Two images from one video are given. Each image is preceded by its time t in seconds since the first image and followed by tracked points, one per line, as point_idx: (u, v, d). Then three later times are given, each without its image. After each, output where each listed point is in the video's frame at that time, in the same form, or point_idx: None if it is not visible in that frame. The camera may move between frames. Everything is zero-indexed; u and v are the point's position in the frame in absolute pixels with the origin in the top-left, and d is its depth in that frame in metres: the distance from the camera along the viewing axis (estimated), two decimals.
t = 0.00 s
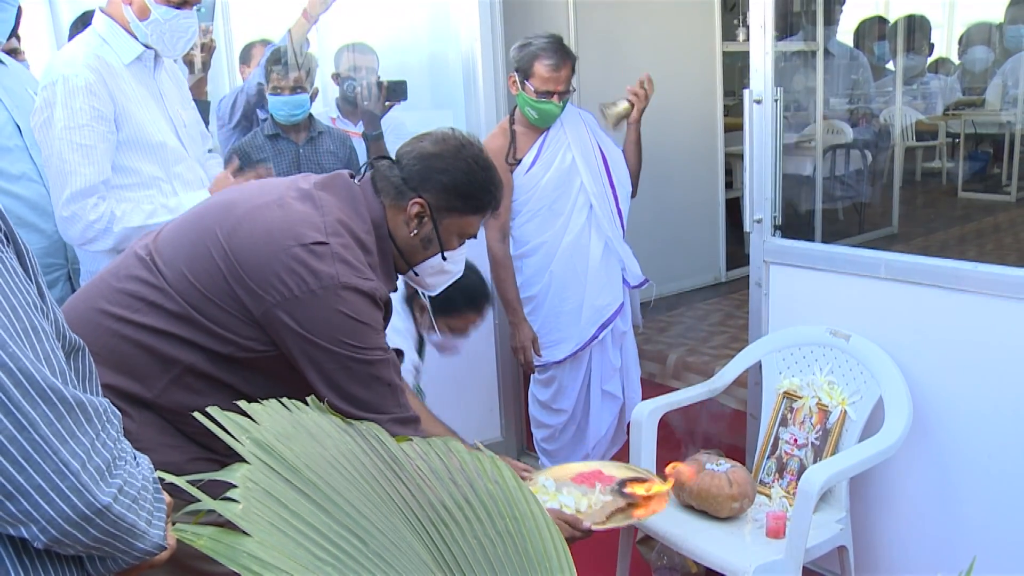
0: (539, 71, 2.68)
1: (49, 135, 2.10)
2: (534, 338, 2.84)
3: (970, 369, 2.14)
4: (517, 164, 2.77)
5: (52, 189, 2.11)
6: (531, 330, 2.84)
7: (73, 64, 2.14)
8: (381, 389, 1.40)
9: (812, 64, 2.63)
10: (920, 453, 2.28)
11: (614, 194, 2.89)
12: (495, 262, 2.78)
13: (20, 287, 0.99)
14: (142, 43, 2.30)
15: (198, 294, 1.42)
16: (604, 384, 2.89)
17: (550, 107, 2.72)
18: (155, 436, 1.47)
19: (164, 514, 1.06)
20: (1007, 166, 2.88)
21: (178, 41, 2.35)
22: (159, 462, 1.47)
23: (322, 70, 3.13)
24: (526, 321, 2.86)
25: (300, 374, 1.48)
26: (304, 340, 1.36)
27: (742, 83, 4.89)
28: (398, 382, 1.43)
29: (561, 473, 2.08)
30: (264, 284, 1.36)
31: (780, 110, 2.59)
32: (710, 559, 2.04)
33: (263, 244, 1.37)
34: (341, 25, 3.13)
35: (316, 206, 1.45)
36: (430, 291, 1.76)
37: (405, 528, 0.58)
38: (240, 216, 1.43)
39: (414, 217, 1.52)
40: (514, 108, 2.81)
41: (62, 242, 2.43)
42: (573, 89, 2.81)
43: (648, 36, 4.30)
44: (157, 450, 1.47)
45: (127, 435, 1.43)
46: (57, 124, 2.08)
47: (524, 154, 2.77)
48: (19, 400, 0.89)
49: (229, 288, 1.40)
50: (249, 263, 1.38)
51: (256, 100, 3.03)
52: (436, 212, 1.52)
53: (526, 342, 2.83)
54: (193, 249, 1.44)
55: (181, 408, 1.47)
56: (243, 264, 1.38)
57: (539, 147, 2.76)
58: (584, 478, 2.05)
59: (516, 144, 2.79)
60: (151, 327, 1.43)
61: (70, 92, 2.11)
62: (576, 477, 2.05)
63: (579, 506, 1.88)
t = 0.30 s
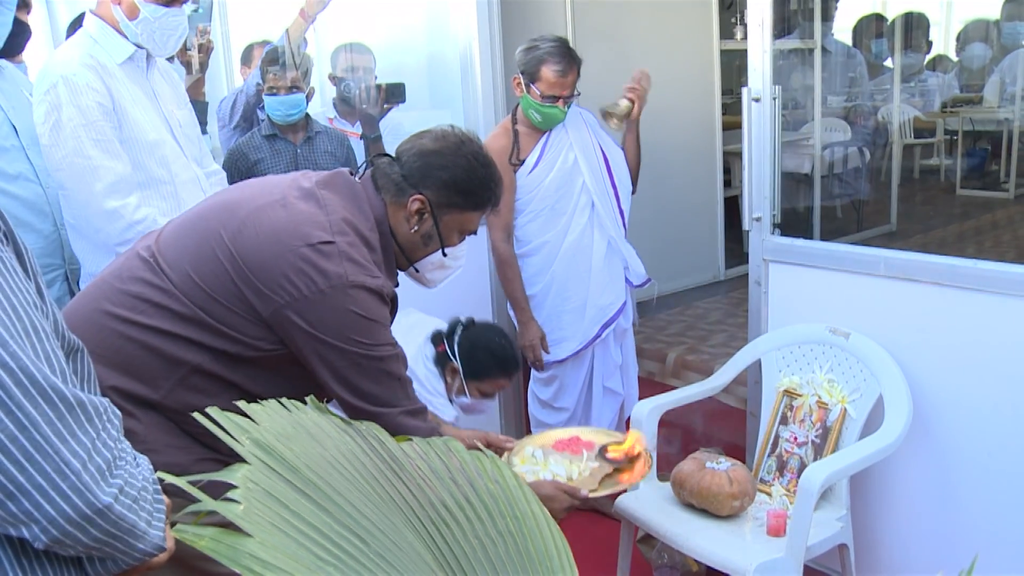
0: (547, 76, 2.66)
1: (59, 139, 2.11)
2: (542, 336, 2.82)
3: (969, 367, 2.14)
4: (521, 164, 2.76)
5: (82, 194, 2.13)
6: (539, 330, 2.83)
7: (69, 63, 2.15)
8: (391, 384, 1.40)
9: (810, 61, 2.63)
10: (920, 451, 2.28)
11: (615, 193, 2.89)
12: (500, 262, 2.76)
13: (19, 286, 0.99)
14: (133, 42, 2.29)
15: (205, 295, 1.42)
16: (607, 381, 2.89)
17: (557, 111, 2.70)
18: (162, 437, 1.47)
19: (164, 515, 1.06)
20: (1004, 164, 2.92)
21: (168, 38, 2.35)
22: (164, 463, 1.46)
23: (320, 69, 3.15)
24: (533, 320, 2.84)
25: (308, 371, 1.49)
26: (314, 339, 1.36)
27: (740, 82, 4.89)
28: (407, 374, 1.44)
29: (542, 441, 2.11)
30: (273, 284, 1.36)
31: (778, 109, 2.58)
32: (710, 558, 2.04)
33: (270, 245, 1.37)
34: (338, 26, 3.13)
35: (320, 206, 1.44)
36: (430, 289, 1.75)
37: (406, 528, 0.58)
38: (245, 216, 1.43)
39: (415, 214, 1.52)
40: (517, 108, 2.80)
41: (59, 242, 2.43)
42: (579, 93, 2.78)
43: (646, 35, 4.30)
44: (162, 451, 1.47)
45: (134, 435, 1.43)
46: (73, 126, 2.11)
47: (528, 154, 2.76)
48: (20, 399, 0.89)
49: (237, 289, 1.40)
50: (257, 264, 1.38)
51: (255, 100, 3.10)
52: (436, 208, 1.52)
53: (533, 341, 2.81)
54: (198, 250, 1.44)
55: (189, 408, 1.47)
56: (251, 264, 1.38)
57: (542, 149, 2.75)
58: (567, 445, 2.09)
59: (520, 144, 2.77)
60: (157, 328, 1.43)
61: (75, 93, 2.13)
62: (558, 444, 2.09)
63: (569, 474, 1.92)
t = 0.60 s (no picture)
0: (551, 75, 2.65)
1: (66, 135, 2.11)
2: (554, 332, 2.80)
3: (968, 367, 2.15)
4: (523, 163, 2.76)
5: (91, 190, 2.12)
6: (551, 326, 2.81)
7: (71, 61, 2.15)
8: (398, 377, 1.41)
9: (809, 61, 2.62)
10: (918, 450, 2.28)
11: (616, 192, 2.89)
12: (507, 260, 2.77)
13: (16, 284, 0.99)
14: (132, 40, 2.29)
15: (210, 293, 1.42)
16: (608, 379, 2.90)
17: (560, 110, 2.70)
18: (165, 436, 1.47)
19: (160, 514, 1.06)
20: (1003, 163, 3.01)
21: (166, 36, 2.35)
22: (169, 462, 1.46)
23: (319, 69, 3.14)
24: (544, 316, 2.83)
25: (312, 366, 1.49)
26: (318, 334, 1.36)
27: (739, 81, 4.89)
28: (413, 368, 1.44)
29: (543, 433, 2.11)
30: (277, 281, 1.36)
31: (777, 108, 2.57)
32: (711, 558, 2.04)
33: (274, 241, 1.37)
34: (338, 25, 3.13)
35: (323, 202, 1.44)
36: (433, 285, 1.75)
37: (407, 527, 0.59)
38: (248, 213, 1.43)
39: (416, 210, 1.51)
40: (518, 107, 2.80)
41: (56, 240, 2.43)
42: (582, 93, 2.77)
43: (645, 34, 4.29)
44: (166, 450, 1.46)
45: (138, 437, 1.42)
46: (78, 124, 2.11)
47: (530, 154, 2.76)
48: (18, 397, 0.89)
49: (241, 286, 1.40)
50: (261, 261, 1.38)
51: (255, 100, 3.09)
52: (437, 204, 1.51)
53: (547, 336, 2.80)
54: (202, 248, 1.44)
55: (192, 406, 1.47)
56: (254, 261, 1.38)
57: (545, 146, 2.76)
58: (569, 435, 2.11)
59: (522, 144, 2.77)
60: (161, 326, 1.43)
61: (81, 89, 2.13)
62: (560, 436, 2.09)
63: (575, 463, 1.94)
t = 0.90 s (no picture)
0: (548, 78, 2.64)
1: (67, 134, 2.11)
2: (556, 333, 2.80)
3: (966, 367, 2.15)
4: (523, 163, 2.76)
5: (93, 189, 2.12)
6: (551, 328, 2.80)
7: (71, 60, 2.15)
8: (396, 378, 1.39)
9: (806, 61, 2.62)
10: (916, 450, 2.29)
11: (615, 192, 2.90)
12: (508, 261, 2.75)
13: (12, 285, 0.99)
14: (131, 40, 2.29)
15: (209, 292, 1.42)
16: (607, 378, 2.91)
17: (558, 112, 2.69)
18: (164, 435, 1.47)
19: (157, 513, 1.06)
20: (1002, 164, 3.03)
21: (166, 35, 2.34)
22: (167, 461, 1.47)
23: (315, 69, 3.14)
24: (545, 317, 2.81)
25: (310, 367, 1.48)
26: (315, 333, 1.36)
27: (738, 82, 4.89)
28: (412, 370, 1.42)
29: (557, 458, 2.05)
30: (275, 279, 1.36)
31: (776, 109, 2.56)
32: (710, 558, 2.04)
33: (273, 240, 1.37)
34: (336, 25, 3.12)
35: (324, 201, 1.45)
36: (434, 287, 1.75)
37: (409, 527, 0.59)
38: (248, 212, 1.43)
39: (418, 213, 1.51)
40: (517, 107, 2.79)
41: (55, 239, 2.42)
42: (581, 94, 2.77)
43: (643, 34, 4.30)
44: (165, 449, 1.47)
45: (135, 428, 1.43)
46: (79, 121, 2.12)
47: (530, 154, 2.76)
48: (14, 398, 0.89)
49: (240, 285, 1.40)
50: (260, 259, 1.38)
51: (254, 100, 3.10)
52: (440, 206, 1.51)
53: (548, 337, 2.79)
54: (201, 247, 1.44)
55: (192, 405, 1.47)
56: (254, 260, 1.38)
57: (544, 147, 2.76)
58: (583, 461, 2.03)
59: (521, 144, 2.76)
60: (161, 326, 1.43)
61: (82, 88, 2.13)
62: (573, 461, 2.02)
63: (586, 485, 1.87)
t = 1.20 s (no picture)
0: (537, 71, 2.66)
1: (65, 134, 2.11)
2: (552, 330, 2.78)
3: (966, 365, 2.15)
4: (520, 158, 2.77)
5: (90, 189, 2.12)
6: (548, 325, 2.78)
7: (70, 60, 2.15)
8: (390, 370, 1.37)
9: (805, 61, 2.64)
10: (916, 448, 2.29)
11: (613, 189, 2.89)
12: (507, 258, 2.74)
13: (6, 284, 0.99)
14: (130, 39, 2.29)
15: (203, 288, 1.42)
16: (606, 377, 2.91)
17: (551, 105, 2.70)
18: (160, 433, 1.47)
19: (156, 512, 1.06)
20: (1002, 163, 2.94)
21: (165, 34, 2.34)
22: (163, 460, 1.48)
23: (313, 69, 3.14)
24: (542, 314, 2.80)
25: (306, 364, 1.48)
26: (308, 329, 1.35)
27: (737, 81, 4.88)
28: (407, 363, 1.40)
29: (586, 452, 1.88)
30: (267, 274, 1.36)
31: (776, 107, 2.59)
32: (711, 556, 2.04)
33: (265, 234, 1.38)
34: (336, 23, 3.13)
35: (317, 196, 1.46)
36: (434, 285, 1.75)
37: (407, 524, 0.59)
38: (242, 207, 1.43)
39: (417, 210, 1.52)
40: (514, 105, 2.80)
41: (55, 237, 2.42)
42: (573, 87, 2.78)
43: (642, 33, 4.29)
44: (162, 448, 1.47)
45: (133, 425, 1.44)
46: (77, 121, 2.11)
47: (527, 149, 2.77)
48: (10, 397, 0.89)
49: (234, 281, 1.40)
50: (252, 254, 1.38)
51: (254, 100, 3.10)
52: (438, 203, 1.51)
53: (543, 336, 2.77)
54: (196, 244, 1.45)
55: (188, 403, 1.47)
56: (246, 253, 1.38)
57: (540, 144, 2.76)
58: (613, 459, 1.84)
59: (518, 139, 2.78)
60: (156, 323, 1.43)
61: (79, 88, 2.13)
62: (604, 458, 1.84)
63: (612, 483, 1.71)
